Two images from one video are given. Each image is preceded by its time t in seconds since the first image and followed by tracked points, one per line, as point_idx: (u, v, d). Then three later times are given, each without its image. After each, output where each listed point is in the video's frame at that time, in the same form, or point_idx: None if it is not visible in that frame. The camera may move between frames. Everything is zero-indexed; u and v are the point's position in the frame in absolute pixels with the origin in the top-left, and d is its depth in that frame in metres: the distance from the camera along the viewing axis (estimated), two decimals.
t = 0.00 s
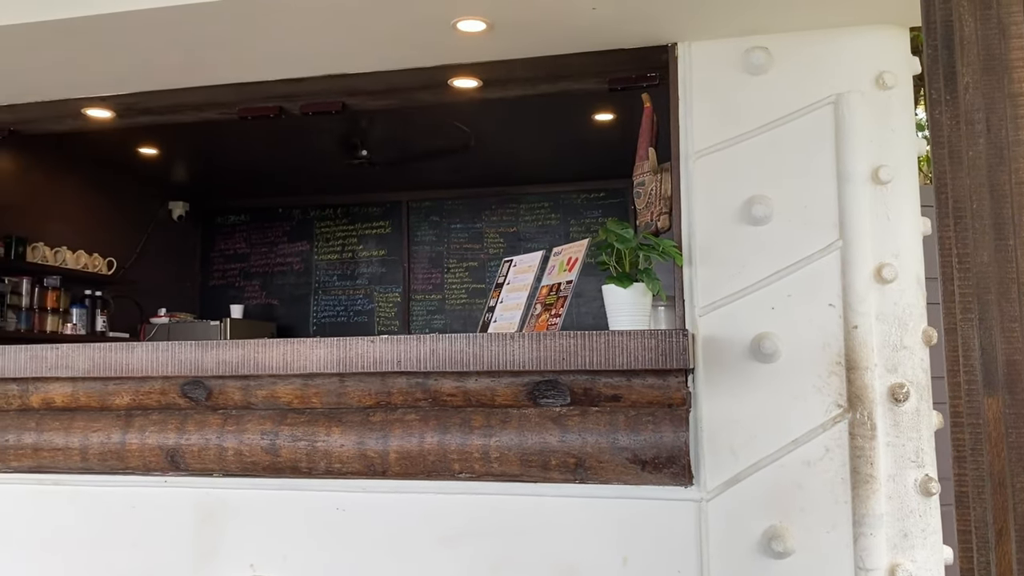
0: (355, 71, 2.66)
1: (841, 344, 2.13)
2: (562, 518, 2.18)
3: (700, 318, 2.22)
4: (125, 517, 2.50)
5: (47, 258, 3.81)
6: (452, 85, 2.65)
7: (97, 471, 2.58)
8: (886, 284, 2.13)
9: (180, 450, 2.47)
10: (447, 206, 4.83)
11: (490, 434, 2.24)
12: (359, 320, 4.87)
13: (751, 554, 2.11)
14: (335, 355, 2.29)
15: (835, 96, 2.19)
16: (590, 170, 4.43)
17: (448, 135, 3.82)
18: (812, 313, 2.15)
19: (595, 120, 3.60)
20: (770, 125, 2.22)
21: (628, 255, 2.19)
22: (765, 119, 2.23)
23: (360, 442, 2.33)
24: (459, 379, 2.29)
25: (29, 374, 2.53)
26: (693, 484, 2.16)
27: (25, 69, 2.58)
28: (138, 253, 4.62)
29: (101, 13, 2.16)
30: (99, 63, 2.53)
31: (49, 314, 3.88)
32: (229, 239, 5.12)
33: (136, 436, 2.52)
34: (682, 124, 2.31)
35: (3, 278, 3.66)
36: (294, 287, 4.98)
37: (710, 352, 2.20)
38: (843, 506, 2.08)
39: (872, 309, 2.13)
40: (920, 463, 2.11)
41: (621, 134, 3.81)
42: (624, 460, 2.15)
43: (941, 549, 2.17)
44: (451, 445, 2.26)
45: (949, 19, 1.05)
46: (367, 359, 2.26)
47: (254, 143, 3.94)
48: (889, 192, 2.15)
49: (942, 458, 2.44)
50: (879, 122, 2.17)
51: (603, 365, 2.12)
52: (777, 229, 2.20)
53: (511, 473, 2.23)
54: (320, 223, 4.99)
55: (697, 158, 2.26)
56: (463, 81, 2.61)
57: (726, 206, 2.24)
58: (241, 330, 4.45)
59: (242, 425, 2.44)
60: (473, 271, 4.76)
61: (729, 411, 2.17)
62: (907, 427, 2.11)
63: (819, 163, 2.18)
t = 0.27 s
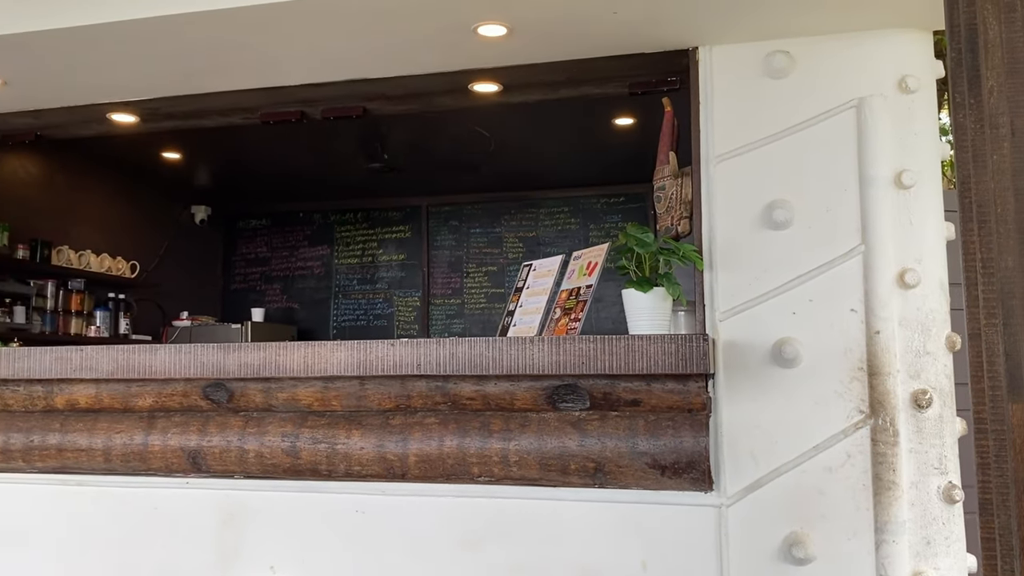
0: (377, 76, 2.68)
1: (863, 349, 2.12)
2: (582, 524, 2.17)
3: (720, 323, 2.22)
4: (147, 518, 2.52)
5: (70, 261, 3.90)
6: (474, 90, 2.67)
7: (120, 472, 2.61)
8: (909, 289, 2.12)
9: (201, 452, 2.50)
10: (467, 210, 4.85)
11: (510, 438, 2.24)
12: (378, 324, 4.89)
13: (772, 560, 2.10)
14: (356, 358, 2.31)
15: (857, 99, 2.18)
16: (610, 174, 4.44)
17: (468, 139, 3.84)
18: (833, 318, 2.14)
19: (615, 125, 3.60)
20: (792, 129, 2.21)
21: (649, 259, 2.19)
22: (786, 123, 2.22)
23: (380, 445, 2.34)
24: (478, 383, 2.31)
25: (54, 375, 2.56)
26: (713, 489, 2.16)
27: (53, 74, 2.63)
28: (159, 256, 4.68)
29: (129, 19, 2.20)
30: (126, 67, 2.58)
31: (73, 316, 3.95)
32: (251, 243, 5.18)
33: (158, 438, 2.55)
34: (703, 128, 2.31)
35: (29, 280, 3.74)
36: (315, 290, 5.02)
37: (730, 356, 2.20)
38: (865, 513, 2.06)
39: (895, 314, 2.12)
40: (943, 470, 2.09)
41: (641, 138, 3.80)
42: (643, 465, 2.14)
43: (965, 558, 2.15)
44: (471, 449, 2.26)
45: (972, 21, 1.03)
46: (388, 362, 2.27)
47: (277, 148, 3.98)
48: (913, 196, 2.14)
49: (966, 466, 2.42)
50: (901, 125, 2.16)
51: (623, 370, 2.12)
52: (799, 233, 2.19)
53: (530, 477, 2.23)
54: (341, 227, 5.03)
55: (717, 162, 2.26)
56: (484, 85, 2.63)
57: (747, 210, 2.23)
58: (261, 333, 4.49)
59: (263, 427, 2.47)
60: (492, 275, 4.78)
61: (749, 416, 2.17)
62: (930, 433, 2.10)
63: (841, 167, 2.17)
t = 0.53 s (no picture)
0: (394, 80, 2.70)
1: (882, 354, 2.10)
2: (596, 528, 2.17)
3: (738, 327, 2.21)
4: (165, 518, 2.55)
5: (92, 264, 3.95)
6: (491, 94, 2.68)
7: (139, 473, 2.63)
8: (927, 293, 2.11)
9: (219, 453, 2.52)
10: (483, 214, 4.87)
11: (526, 441, 2.24)
12: (394, 328, 4.92)
13: (789, 566, 2.09)
14: (372, 361, 2.32)
15: (876, 103, 2.17)
16: (626, 178, 4.44)
17: (484, 143, 3.86)
18: (851, 322, 2.13)
19: (632, 128, 3.60)
20: (810, 132, 2.21)
21: (665, 263, 2.19)
22: (804, 127, 2.21)
23: (396, 448, 2.35)
24: (494, 386, 2.31)
25: (74, 376, 2.61)
26: (730, 494, 2.15)
27: (75, 78, 2.67)
28: (179, 260, 4.72)
29: (150, 24, 2.23)
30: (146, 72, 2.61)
31: (93, 318, 3.99)
32: (269, 247, 5.22)
33: (176, 440, 2.58)
34: (720, 132, 2.30)
35: (50, 283, 3.79)
36: (331, 293, 5.05)
37: (747, 361, 2.19)
38: (882, 519, 2.04)
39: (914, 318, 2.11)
40: (963, 476, 2.09)
41: (657, 142, 3.80)
42: (659, 469, 2.14)
43: (985, 564, 2.15)
44: (487, 452, 2.27)
45: (993, 24, 1.01)
46: (404, 365, 2.29)
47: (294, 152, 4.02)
48: (931, 200, 2.13)
49: (985, 472, 2.41)
50: (920, 129, 2.15)
51: (639, 374, 2.11)
52: (816, 237, 2.18)
53: (546, 481, 2.23)
54: (357, 231, 5.06)
55: (734, 166, 2.26)
56: (500, 90, 2.64)
57: (764, 214, 2.23)
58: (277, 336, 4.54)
59: (281, 429, 2.49)
60: (508, 279, 4.80)
61: (767, 421, 2.16)
62: (949, 439, 2.10)
63: (860, 170, 2.16)
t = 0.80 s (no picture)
0: (408, 85, 2.72)
1: (897, 358, 2.09)
2: (610, 531, 2.17)
3: (752, 331, 2.21)
4: (180, 519, 2.58)
5: (108, 268, 3.97)
6: (504, 98, 2.69)
7: (155, 476, 2.66)
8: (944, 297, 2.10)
9: (234, 456, 2.54)
10: (496, 218, 4.88)
11: (539, 445, 2.25)
12: (408, 331, 4.94)
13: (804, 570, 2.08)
14: (387, 364, 2.33)
15: (891, 106, 2.17)
16: (639, 181, 4.44)
17: (497, 147, 3.87)
18: (867, 326, 2.12)
19: (645, 132, 3.61)
20: (825, 135, 2.20)
21: (679, 267, 2.18)
22: (819, 130, 2.21)
23: (410, 451, 2.36)
24: (508, 390, 2.32)
25: (92, 379, 2.63)
26: (744, 499, 2.14)
27: (93, 84, 2.70)
28: (194, 265, 4.75)
29: (168, 30, 2.26)
30: (162, 77, 2.64)
31: (110, 321, 4.03)
32: (283, 251, 5.26)
33: (192, 442, 2.60)
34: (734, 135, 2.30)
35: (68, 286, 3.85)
36: (345, 296, 5.08)
37: (762, 365, 2.19)
38: (898, 524, 2.03)
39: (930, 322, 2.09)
40: (980, 481, 2.07)
41: (670, 145, 3.80)
42: (674, 473, 2.14)
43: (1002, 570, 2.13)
44: (500, 456, 2.28)
45: (1010, 27, 1.00)
46: (418, 368, 2.30)
47: (309, 156, 4.05)
48: (948, 203, 2.12)
49: (1002, 476, 2.39)
50: (935, 132, 2.14)
51: (653, 377, 2.12)
52: (831, 241, 2.17)
53: (559, 485, 2.23)
54: (371, 234, 5.09)
55: (748, 169, 2.26)
56: (514, 93, 2.65)
57: (778, 218, 2.22)
58: (292, 339, 4.57)
59: (296, 432, 2.51)
60: (521, 282, 4.81)
61: (781, 425, 2.15)
62: (966, 444, 2.08)
63: (875, 173, 2.15)
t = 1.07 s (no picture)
0: (421, 89, 2.73)
1: (912, 362, 2.09)
2: (621, 535, 2.18)
3: (765, 335, 2.20)
4: (194, 522, 2.60)
5: (122, 271, 4.01)
6: (517, 102, 2.71)
7: (169, 479, 2.69)
8: (959, 301, 2.08)
9: (248, 459, 2.56)
10: (509, 221, 4.89)
11: (552, 449, 2.25)
12: (420, 334, 4.96)
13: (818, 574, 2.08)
14: (400, 368, 2.34)
15: (906, 109, 2.16)
16: (651, 184, 4.44)
17: (510, 151, 3.88)
18: (881, 330, 2.11)
19: (657, 135, 3.61)
20: (838, 139, 2.20)
21: (692, 270, 2.19)
22: (832, 133, 2.20)
23: (423, 455, 2.37)
24: (521, 394, 2.33)
25: (107, 383, 2.65)
26: (757, 503, 2.14)
27: (108, 89, 2.73)
28: (207, 267, 4.78)
29: (183, 36, 2.29)
30: (177, 82, 2.67)
31: (123, 325, 4.08)
32: (296, 254, 5.30)
33: (206, 445, 2.63)
34: (748, 139, 2.30)
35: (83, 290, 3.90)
36: (358, 299, 5.10)
37: (775, 369, 2.18)
38: (913, 529, 2.02)
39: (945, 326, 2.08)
40: (995, 486, 2.06)
41: (683, 149, 3.80)
42: (687, 478, 2.14)
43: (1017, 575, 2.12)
44: (513, 459, 2.28)
45: None
46: (431, 372, 2.31)
47: (322, 160, 4.08)
48: (962, 207, 2.10)
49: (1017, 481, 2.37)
50: (951, 135, 2.13)
51: (666, 381, 2.12)
52: (845, 244, 2.17)
53: (571, 489, 2.23)
54: (383, 237, 5.11)
55: (762, 173, 2.26)
56: (526, 97, 2.66)
57: (792, 221, 2.22)
58: (305, 343, 4.59)
59: (309, 436, 2.52)
60: (533, 285, 4.82)
61: (795, 429, 2.14)
62: (982, 449, 2.07)
63: (889, 177, 2.15)
